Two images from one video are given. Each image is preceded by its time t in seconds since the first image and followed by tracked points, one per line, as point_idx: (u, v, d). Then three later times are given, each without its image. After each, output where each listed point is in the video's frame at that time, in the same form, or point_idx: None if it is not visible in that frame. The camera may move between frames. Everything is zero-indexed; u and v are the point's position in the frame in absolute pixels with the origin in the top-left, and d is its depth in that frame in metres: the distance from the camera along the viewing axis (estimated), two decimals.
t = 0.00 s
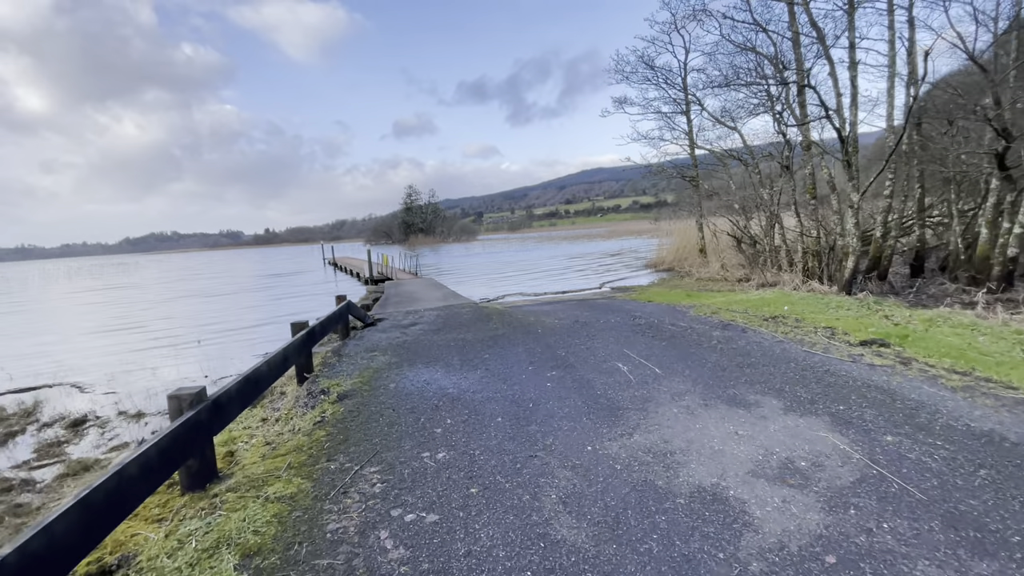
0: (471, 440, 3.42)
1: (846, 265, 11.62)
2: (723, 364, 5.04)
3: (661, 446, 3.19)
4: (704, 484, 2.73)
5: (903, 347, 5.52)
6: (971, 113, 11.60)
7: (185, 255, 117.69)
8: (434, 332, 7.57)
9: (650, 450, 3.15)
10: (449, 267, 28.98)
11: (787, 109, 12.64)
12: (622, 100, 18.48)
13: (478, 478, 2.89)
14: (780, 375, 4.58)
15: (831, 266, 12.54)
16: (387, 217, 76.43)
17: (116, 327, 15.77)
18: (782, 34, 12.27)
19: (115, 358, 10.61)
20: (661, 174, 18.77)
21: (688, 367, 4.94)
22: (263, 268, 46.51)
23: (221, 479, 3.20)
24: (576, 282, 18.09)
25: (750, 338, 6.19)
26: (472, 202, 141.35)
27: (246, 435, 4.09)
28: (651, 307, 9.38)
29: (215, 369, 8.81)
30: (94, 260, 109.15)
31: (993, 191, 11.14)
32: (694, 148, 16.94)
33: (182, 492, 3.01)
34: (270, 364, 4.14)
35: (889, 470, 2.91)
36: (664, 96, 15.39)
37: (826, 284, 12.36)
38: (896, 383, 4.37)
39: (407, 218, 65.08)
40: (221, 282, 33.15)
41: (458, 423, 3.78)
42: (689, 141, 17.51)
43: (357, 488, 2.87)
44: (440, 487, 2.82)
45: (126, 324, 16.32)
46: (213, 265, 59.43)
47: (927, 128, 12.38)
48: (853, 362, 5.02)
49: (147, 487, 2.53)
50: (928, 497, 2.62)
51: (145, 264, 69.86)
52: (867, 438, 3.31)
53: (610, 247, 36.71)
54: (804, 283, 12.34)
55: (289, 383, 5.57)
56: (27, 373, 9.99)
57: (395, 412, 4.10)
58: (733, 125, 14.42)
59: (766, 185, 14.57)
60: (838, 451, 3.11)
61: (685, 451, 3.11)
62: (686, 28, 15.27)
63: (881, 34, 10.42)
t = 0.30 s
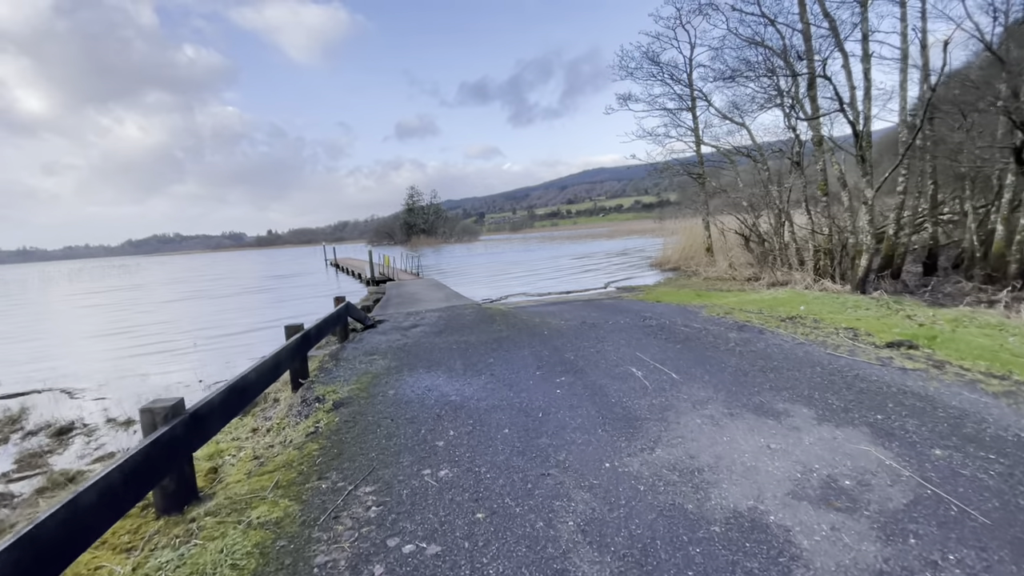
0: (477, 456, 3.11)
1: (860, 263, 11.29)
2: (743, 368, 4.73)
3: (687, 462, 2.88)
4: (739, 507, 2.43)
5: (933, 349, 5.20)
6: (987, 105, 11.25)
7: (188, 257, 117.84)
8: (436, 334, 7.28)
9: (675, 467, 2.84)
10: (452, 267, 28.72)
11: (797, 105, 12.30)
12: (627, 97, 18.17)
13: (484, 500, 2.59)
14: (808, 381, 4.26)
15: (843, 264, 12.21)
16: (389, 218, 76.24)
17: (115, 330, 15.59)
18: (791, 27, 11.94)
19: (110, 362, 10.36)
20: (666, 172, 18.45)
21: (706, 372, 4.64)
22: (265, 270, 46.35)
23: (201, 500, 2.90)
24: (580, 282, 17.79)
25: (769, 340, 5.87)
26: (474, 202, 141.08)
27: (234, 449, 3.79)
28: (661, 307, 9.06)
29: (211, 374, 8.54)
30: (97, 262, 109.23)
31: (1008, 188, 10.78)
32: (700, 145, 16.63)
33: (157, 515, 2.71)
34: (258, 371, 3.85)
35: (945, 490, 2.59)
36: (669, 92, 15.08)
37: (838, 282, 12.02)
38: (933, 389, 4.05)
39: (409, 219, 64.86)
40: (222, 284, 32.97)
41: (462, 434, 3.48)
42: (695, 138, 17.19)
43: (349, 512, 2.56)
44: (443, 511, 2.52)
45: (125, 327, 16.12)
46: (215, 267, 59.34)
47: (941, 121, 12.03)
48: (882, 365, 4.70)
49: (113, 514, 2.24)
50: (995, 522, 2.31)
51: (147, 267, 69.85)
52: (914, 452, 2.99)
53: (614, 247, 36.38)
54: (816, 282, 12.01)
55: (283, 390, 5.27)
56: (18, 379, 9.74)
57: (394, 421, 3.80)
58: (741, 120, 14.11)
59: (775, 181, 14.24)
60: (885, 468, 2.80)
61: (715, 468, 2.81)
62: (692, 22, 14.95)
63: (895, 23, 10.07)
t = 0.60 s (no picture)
0: (482, 483, 2.81)
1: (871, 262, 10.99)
2: (765, 378, 4.43)
3: (717, 491, 2.59)
4: (782, 547, 2.14)
5: (964, 356, 4.89)
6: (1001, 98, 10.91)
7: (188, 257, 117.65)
8: (436, 339, 6.98)
9: (703, 497, 2.54)
10: (452, 267, 28.41)
11: (805, 100, 11.98)
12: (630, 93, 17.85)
13: (492, 539, 2.29)
14: (836, 393, 3.95)
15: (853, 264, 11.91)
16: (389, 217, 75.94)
17: (110, 333, 15.34)
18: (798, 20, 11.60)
19: (102, 368, 10.09)
20: (670, 170, 18.14)
21: (725, 383, 4.34)
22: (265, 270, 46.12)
23: (175, 536, 2.61)
24: (583, 282, 17.51)
25: (787, 346, 5.57)
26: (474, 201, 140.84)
27: (219, 471, 3.49)
28: (668, 310, 8.76)
29: (203, 381, 8.26)
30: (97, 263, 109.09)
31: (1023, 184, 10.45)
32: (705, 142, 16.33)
33: (126, 553, 2.43)
34: (243, 386, 3.56)
35: (1011, 524, 2.29)
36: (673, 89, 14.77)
37: (848, 282, 11.71)
38: (973, 402, 3.74)
39: (409, 218, 64.60)
40: (221, 286, 32.71)
41: (465, 455, 3.18)
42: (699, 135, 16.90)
43: (339, 553, 2.26)
44: (445, 552, 2.23)
45: (120, 330, 15.87)
46: (215, 268, 59.11)
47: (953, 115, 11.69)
48: (913, 375, 4.38)
49: (67, 563, 1.95)
50: None
51: (146, 267, 69.60)
52: (968, 478, 2.69)
53: (616, 245, 36.07)
54: (825, 283, 11.72)
55: (276, 401, 4.98)
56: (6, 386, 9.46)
57: (391, 439, 3.50)
58: (746, 117, 13.80)
59: (782, 179, 13.92)
60: (940, 499, 2.50)
61: (750, 499, 2.51)
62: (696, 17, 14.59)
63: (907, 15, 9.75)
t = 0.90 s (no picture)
0: (490, 509, 2.50)
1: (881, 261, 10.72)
2: (788, 385, 4.15)
3: (756, 519, 2.29)
4: None
5: (997, 360, 4.60)
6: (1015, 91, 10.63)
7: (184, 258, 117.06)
8: (436, 342, 6.68)
9: (741, 525, 2.25)
10: (451, 267, 28.09)
11: (812, 95, 11.71)
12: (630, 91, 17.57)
13: None
14: (869, 404, 3.66)
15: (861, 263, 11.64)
16: (387, 217, 75.58)
17: (101, 336, 15.00)
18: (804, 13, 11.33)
19: (89, 373, 9.77)
20: (671, 169, 17.87)
21: (746, 390, 4.05)
22: (262, 271, 45.75)
23: (141, 572, 2.30)
24: (584, 282, 17.23)
25: (807, 350, 5.27)
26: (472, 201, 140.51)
27: (199, 490, 3.19)
28: (676, 310, 8.47)
29: (193, 386, 7.95)
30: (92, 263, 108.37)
31: None
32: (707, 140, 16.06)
33: None
34: (224, 398, 3.25)
35: None
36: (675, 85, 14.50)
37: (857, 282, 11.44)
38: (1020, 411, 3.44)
39: (407, 218, 64.26)
40: (217, 286, 32.35)
41: (469, 473, 2.88)
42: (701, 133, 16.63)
43: None
44: None
45: (112, 333, 15.54)
46: (211, 269, 58.66)
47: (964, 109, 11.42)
48: (947, 381, 4.08)
49: None
50: None
51: (142, 268, 69.11)
52: None
53: (616, 245, 35.75)
54: (833, 282, 11.46)
55: (265, 410, 4.67)
56: None
57: (387, 456, 3.19)
58: (751, 113, 13.53)
59: (788, 176, 13.65)
60: (1009, 526, 2.21)
61: (794, 529, 2.21)
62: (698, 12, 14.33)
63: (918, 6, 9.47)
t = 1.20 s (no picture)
0: (496, 549, 2.21)
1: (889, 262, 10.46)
2: (811, 398, 3.88)
3: (801, 564, 2.01)
4: None
5: None
6: None
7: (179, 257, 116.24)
8: (434, 347, 6.38)
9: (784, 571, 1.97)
10: (449, 267, 27.78)
11: (819, 92, 11.44)
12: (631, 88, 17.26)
13: None
14: (903, 423, 3.40)
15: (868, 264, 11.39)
16: (383, 216, 75.13)
17: (91, 339, 14.63)
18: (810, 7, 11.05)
19: (74, 379, 9.42)
20: (673, 168, 17.58)
21: (767, 403, 3.77)
22: (257, 271, 45.29)
23: None
24: (584, 283, 16.96)
25: (825, 358, 4.99)
26: (469, 200, 140.10)
27: (172, 520, 2.88)
28: (681, 313, 8.20)
29: (180, 393, 7.62)
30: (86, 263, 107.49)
31: None
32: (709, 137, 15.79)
33: None
34: (201, 417, 2.96)
35: None
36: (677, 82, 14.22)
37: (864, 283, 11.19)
38: None
39: (404, 217, 63.87)
40: (210, 287, 31.91)
41: (473, 504, 2.58)
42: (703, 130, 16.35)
43: None
44: None
45: (100, 335, 15.16)
46: (205, 268, 58.10)
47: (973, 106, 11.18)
48: (981, 394, 3.82)
49: None
50: None
51: (136, 267, 68.43)
52: None
53: (614, 245, 35.48)
54: (840, 284, 11.21)
55: (252, 424, 4.37)
56: None
57: (381, 481, 2.89)
58: (754, 110, 13.26)
59: (792, 175, 13.39)
60: None
61: None
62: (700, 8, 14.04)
63: None
